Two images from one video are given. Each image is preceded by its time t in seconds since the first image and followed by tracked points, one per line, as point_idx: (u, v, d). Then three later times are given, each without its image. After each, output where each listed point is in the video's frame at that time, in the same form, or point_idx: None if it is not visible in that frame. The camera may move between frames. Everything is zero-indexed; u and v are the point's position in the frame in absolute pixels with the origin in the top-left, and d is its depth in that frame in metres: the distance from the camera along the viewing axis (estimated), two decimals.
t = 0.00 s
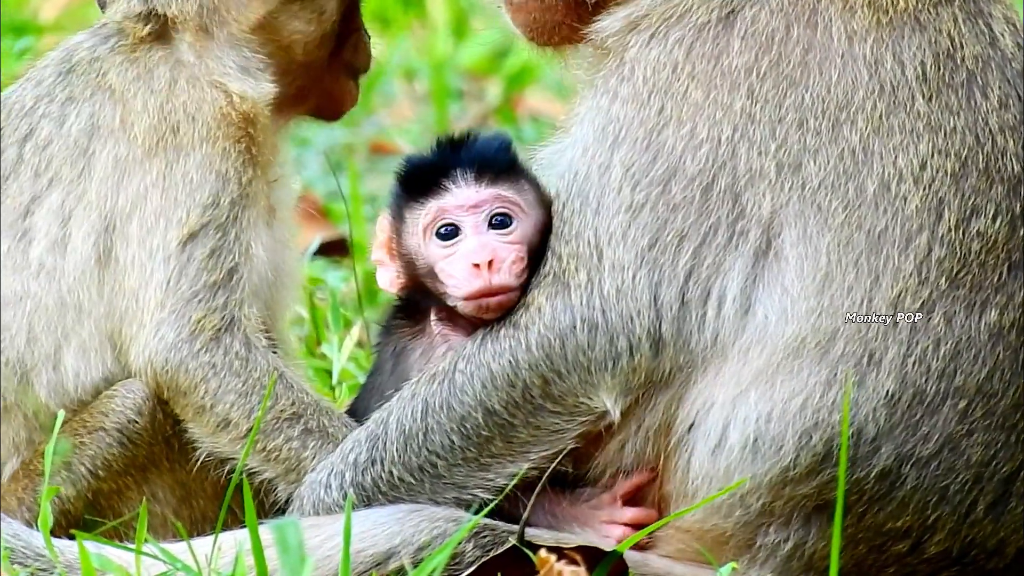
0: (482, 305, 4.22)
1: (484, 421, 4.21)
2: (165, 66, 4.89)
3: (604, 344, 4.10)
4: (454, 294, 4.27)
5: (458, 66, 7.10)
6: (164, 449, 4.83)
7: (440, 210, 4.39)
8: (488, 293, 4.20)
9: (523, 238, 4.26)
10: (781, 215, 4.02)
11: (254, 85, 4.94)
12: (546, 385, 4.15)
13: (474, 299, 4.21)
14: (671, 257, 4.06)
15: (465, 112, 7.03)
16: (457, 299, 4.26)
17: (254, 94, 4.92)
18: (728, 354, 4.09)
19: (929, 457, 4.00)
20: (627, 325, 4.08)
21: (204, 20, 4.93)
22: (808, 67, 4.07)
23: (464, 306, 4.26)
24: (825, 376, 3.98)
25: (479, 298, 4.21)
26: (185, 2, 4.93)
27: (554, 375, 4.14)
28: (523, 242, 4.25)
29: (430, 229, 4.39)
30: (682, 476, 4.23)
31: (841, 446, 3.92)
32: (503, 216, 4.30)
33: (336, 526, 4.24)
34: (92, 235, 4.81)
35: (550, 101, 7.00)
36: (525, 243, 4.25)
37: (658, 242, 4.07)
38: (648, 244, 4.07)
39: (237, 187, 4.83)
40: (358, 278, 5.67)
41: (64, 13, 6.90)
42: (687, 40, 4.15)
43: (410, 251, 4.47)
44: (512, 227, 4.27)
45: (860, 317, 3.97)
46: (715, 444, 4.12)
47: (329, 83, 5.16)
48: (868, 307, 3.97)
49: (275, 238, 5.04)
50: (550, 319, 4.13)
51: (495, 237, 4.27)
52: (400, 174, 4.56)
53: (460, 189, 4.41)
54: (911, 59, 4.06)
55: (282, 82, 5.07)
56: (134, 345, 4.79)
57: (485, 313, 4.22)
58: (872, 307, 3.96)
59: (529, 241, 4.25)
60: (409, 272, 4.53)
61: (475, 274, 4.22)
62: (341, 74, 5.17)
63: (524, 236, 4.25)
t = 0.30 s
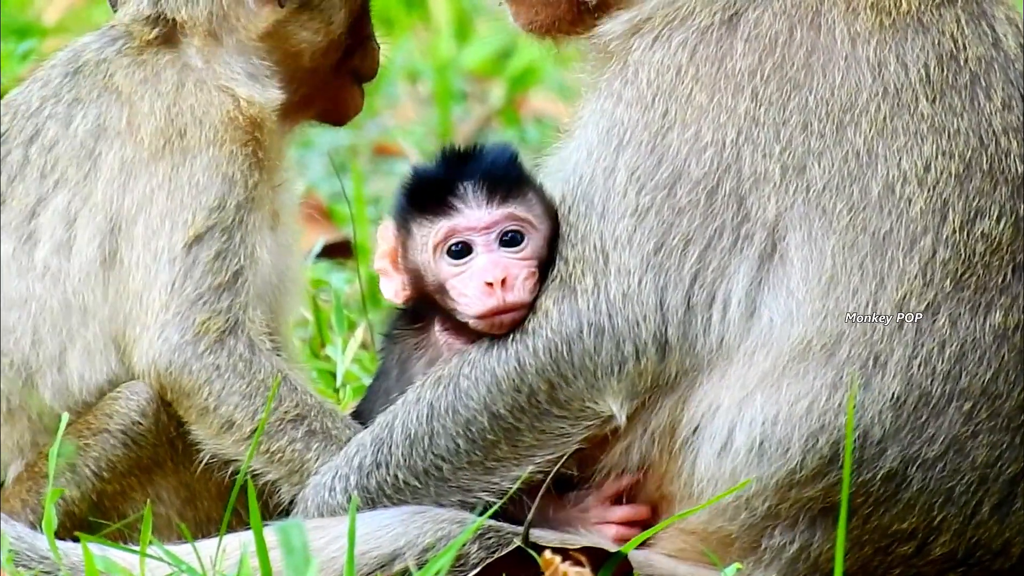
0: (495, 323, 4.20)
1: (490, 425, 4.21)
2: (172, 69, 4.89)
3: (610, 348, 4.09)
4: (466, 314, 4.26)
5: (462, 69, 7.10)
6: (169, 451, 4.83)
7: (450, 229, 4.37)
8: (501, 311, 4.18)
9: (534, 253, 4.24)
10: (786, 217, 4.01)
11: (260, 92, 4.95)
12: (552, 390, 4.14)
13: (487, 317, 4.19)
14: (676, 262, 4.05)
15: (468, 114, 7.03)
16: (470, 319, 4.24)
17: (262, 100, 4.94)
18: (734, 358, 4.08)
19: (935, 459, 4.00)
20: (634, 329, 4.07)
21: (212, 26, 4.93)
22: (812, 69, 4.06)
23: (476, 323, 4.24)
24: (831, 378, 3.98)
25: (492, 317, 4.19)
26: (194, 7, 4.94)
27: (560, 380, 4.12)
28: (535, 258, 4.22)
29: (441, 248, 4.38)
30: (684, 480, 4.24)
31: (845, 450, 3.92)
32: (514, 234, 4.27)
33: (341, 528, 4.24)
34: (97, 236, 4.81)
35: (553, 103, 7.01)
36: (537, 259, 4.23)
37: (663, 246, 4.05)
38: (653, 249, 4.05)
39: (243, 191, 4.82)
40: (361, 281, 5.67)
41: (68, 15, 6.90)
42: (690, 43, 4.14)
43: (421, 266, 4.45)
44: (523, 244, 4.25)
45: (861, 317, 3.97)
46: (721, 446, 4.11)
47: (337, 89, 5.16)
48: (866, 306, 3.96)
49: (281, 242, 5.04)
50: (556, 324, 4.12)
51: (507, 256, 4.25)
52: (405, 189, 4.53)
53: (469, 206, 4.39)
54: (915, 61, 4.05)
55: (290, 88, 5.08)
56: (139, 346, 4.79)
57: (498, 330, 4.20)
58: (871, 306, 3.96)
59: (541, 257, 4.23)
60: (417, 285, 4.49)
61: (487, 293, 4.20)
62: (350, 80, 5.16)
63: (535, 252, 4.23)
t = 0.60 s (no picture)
0: (488, 338, 4.21)
1: (490, 432, 4.20)
2: (170, 74, 4.88)
3: (610, 355, 4.09)
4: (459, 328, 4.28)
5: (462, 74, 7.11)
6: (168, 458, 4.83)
7: (447, 243, 4.39)
8: (494, 327, 4.19)
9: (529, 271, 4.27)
10: (786, 224, 4.01)
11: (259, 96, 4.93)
12: (551, 397, 4.14)
13: (480, 332, 4.21)
14: (675, 269, 4.05)
15: (469, 119, 7.04)
16: (462, 333, 4.26)
17: (260, 106, 4.92)
18: (734, 364, 4.08)
19: (935, 466, 4.01)
20: (633, 336, 4.07)
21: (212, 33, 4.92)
22: (813, 77, 4.05)
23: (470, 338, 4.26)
24: (832, 386, 3.98)
25: (484, 332, 4.21)
26: (194, 14, 4.92)
27: (560, 386, 4.12)
28: (530, 275, 4.25)
29: (436, 262, 4.39)
30: (683, 484, 4.22)
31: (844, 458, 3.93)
32: (511, 250, 4.30)
33: (340, 534, 4.22)
34: (95, 241, 4.82)
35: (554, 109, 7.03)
36: (532, 277, 4.25)
37: (662, 253, 4.05)
38: (653, 255, 4.05)
39: (241, 196, 4.82)
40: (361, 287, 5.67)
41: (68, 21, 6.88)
42: (692, 49, 4.12)
43: (417, 280, 4.47)
44: (520, 260, 4.28)
45: (861, 317, 3.97)
46: (721, 451, 4.10)
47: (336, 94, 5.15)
48: (864, 307, 3.96)
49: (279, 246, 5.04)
50: (556, 332, 4.12)
51: (503, 272, 4.27)
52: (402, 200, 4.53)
53: (466, 221, 4.40)
54: (916, 68, 4.05)
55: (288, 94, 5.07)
56: (137, 352, 4.79)
57: (492, 344, 4.22)
58: (871, 305, 3.96)
59: (537, 273, 4.26)
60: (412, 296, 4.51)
61: (481, 308, 4.21)
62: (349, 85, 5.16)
63: (531, 269, 4.26)
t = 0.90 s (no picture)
0: (481, 352, 4.22)
1: (489, 435, 4.21)
2: (167, 76, 4.88)
3: (609, 359, 4.10)
4: (451, 345, 4.28)
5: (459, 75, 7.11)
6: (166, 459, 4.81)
7: (433, 264, 4.38)
8: (486, 342, 4.20)
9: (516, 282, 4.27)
10: (789, 227, 4.01)
11: (256, 99, 4.94)
12: (551, 401, 4.14)
13: (473, 348, 4.21)
14: (675, 273, 4.05)
15: (466, 120, 7.05)
16: (455, 350, 4.27)
17: (257, 108, 4.92)
18: (734, 368, 4.08)
19: (936, 466, 4.02)
20: (632, 341, 4.08)
21: (211, 35, 4.93)
22: (816, 82, 4.04)
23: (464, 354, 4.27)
24: (834, 386, 3.97)
25: (478, 347, 4.21)
26: (193, 18, 4.94)
27: (559, 391, 4.13)
28: (518, 288, 4.25)
29: (425, 282, 4.39)
30: (683, 481, 4.21)
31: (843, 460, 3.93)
32: (497, 264, 4.30)
33: (337, 535, 4.24)
34: (92, 243, 4.81)
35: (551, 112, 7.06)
36: (520, 288, 4.25)
37: (662, 258, 4.06)
38: (652, 259, 4.06)
39: (238, 197, 4.83)
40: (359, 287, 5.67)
41: (66, 23, 6.88)
42: (697, 53, 4.13)
43: (405, 298, 4.46)
44: (506, 273, 4.28)
45: (861, 317, 3.96)
46: (721, 450, 4.10)
47: (334, 98, 5.15)
48: (864, 307, 3.96)
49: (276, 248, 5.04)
50: (555, 336, 4.12)
51: (490, 287, 4.28)
52: (386, 218, 4.52)
53: (452, 239, 4.39)
54: (920, 74, 4.05)
55: (285, 97, 5.07)
56: (133, 354, 4.78)
57: (485, 358, 4.23)
58: (871, 307, 3.96)
59: (525, 286, 4.26)
60: (402, 310, 4.50)
61: (472, 324, 4.21)
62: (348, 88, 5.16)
63: (518, 282, 4.26)
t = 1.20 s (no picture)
0: (470, 361, 4.24)
1: (489, 434, 4.23)
2: (164, 71, 4.88)
3: (612, 361, 4.13)
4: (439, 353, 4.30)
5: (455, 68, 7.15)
6: (162, 452, 4.81)
7: (423, 271, 4.41)
8: (475, 351, 4.22)
9: (506, 292, 4.30)
10: (796, 229, 4.04)
11: (252, 93, 4.93)
12: (552, 401, 4.17)
13: (462, 357, 4.23)
14: (678, 275, 4.09)
15: (462, 114, 7.10)
16: (442, 357, 4.28)
17: (254, 102, 4.91)
18: (737, 366, 4.11)
19: (942, 456, 4.05)
20: (635, 342, 4.11)
21: (209, 30, 4.92)
22: (823, 82, 4.08)
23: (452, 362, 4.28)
24: (837, 380, 4.01)
25: (466, 356, 4.23)
26: (193, 13, 4.93)
27: (560, 391, 4.15)
28: (508, 298, 4.28)
29: (414, 289, 4.42)
30: (685, 473, 4.23)
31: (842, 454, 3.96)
32: (487, 273, 4.34)
33: (334, 527, 4.25)
34: (89, 237, 4.81)
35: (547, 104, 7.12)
36: (509, 299, 4.28)
37: (666, 259, 4.09)
38: (656, 262, 4.10)
39: (234, 191, 4.84)
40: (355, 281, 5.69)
41: (61, 18, 6.89)
42: (709, 53, 4.17)
43: (395, 303, 4.49)
44: (496, 282, 4.32)
45: (860, 317, 4.00)
46: (725, 442, 4.13)
47: (331, 90, 5.14)
48: (866, 306, 4.00)
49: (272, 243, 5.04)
50: (557, 335, 4.15)
51: (479, 297, 4.30)
52: (377, 222, 4.55)
53: (442, 248, 4.42)
54: (928, 73, 4.07)
55: (280, 92, 5.05)
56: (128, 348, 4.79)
57: (474, 366, 4.25)
58: (871, 306, 3.99)
59: (514, 294, 4.29)
60: (392, 312, 4.53)
61: (460, 334, 4.23)
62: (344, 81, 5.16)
63: (508, 291, 4.29)
